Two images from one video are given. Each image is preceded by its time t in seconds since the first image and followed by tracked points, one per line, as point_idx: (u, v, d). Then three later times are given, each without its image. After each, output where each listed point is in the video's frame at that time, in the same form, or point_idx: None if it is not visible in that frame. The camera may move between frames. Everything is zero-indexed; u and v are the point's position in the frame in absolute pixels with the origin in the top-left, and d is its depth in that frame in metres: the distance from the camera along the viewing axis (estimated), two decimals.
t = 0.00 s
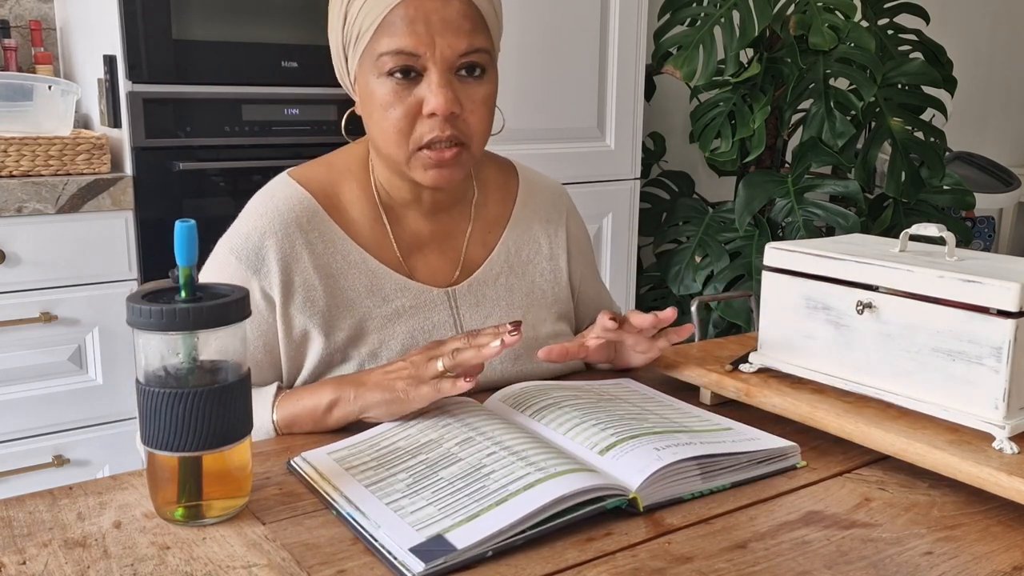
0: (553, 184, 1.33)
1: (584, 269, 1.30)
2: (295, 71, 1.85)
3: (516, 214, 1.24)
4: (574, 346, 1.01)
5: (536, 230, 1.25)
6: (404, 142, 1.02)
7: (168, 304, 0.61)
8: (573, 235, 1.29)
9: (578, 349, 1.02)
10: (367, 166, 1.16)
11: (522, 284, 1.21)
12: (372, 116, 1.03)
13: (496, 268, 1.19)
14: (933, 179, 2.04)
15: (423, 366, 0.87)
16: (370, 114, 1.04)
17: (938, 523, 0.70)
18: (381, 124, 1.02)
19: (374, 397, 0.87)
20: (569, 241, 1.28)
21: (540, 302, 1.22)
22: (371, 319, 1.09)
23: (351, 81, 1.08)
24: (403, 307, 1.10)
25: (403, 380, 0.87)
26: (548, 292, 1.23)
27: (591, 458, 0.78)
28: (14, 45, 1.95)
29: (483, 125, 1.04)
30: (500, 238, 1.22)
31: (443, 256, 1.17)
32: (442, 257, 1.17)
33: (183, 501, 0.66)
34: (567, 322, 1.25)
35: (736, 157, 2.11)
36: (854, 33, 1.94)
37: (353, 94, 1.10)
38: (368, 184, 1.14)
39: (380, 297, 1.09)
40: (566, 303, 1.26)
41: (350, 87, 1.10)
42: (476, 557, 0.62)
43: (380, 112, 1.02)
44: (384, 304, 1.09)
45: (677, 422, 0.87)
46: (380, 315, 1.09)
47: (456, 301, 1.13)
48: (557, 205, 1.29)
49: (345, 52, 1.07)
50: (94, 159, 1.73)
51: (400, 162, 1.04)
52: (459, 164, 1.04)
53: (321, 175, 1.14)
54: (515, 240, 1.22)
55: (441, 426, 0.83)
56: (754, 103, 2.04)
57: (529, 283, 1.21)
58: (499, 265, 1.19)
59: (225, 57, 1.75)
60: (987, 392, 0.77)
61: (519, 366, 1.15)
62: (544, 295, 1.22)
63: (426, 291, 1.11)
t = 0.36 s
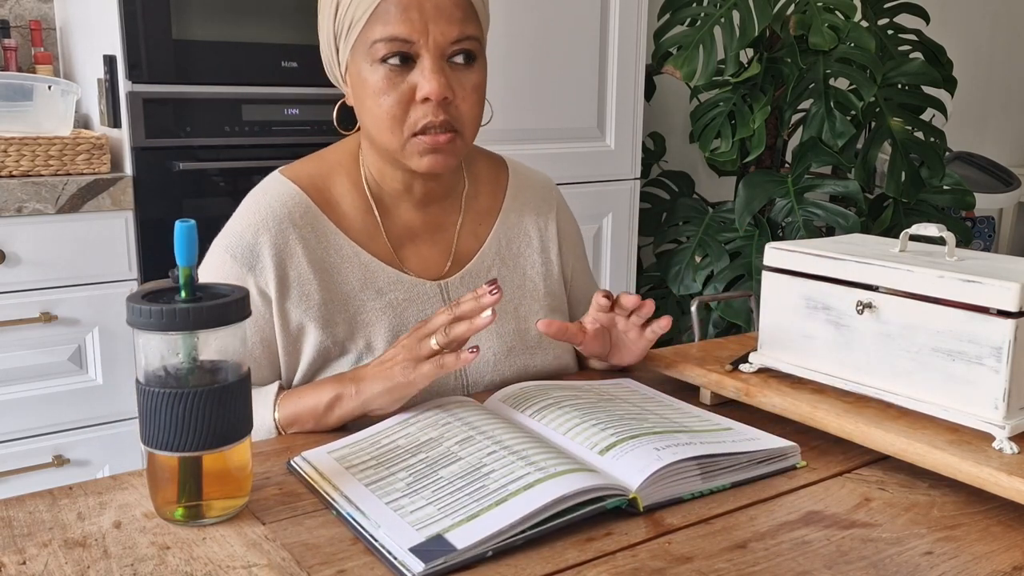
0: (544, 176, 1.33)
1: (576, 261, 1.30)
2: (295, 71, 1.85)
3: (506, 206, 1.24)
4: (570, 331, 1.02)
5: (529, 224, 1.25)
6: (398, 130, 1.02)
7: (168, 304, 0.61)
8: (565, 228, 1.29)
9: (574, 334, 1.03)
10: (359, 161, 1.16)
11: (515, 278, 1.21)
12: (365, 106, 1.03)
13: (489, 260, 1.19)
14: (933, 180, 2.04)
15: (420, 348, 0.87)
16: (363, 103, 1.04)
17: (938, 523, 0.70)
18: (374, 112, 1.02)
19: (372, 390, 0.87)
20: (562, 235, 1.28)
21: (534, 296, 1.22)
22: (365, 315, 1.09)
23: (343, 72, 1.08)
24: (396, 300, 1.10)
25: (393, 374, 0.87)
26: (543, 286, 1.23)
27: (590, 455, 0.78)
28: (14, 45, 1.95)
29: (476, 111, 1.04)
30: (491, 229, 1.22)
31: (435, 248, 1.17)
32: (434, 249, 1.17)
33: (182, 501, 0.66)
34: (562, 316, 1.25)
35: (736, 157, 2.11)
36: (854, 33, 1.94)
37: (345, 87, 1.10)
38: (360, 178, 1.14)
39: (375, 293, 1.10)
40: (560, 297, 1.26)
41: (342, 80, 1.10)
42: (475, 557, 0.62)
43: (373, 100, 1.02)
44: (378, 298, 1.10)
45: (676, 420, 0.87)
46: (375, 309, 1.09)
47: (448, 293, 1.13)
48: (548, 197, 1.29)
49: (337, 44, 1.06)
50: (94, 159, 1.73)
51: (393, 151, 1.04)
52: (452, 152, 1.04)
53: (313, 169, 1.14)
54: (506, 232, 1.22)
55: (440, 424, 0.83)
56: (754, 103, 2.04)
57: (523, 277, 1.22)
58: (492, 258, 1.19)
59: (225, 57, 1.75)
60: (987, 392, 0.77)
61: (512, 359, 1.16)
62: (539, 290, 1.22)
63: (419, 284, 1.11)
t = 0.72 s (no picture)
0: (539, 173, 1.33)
1: (574, 260, 1.30)
2: (295, 71, 1.85)
3: (505, 205, 1.24)
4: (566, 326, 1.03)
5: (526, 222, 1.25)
6: (399, 127, 1.02)
7: (168, 304, 0.61)
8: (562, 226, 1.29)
9: (574, 333, 1.02)
10: (358, 160, 1.16)
11: (513, 276, 1.21)
12: (366, 103, 1.03)
13: (488, 259, 1.19)
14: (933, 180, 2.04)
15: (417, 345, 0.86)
16: (364, 100, 1.04)
17: (938, 523, 0.70)
18: (376, 109, 1.02)
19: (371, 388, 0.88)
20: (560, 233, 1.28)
21: (532, 294, 1.22)
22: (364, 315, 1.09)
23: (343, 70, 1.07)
24: (396, 298, 1.10)
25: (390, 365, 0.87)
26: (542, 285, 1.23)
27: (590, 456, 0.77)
28: (14, 45, 1.95)
29: (476, 109, 1.04)
30: (490, 228, 1.22)
31: (434, 247, 1.17)
32: (433, 248, 1.17)
33: (182, 501, 0.66)
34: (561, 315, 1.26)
35: (736, 157, 2.11)
36: (854, 33, 1.94)
37: (346, 85, 1.09)
38: (360, 177, 1.14)
39: (374, 291, 1.10)
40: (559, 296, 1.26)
41: (342, 78, 1.09)
42: (476, 557, 0.62)
43: (375, 97, 1.02)
44: (377, 297, 1.10)
45: (677, 421, 0.87)
46: (374, 306, 1.09)
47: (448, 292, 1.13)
48: (545, 196, 1.29)
49: (337, 42, 1.06)
50: (94, 159, 1.73)
51: (394, 148, 1.04)
52: (452, 149, 1.04)
53: (312, 169, 1.14)
54: (503, 232, 1.22)
55: (441, 424, 0.82)
56: (754, 103, 2.04)
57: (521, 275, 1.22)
58: (490, 257, 1.20)
59: (225, 57, 1.75)
60: (987, 392, 0.77)
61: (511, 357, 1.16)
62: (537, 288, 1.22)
63: (417, 283, 1.11)
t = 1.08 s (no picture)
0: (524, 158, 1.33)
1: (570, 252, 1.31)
2: (295, 72, 1.85)
3: (495, 195, 1.24)
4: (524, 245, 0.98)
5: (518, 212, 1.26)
6: (398, 121, 1.02)
7: (168, 304, 0.61)
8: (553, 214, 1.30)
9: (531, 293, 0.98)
10: (355, 153, 1.16)
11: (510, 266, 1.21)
12: (367, 98, 1.03)
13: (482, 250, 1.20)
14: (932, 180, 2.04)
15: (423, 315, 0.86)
16: (364, 93, 1.04)
17: (938, 523, 0.70)
18: (376, 103, 1.02)
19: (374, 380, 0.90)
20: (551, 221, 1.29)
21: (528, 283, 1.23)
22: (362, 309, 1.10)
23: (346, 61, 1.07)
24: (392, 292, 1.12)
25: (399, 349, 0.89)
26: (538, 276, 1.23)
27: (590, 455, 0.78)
28: (14, 45, 1.95)
29: (477, 107, 1.04)
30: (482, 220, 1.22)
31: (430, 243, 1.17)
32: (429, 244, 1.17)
33: (183, 501, 0.66)
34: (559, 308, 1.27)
35: (736, 156, 2.11)
36: (854, 33, 1.94)
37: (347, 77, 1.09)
38: (357, 171, 1.14)
39: (372, 286, 1.11)
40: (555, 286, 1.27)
41: (343, 71, 1.09)
42: (476, 557, 0.62)
43: (376, 90, 1.02)
44: (374, 287, 1.11)
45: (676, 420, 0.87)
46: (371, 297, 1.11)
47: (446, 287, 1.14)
48: (536, 182, 1.29)
49: (342, 33, 1.06)
50: (94, 159, 1.73)
51: (393, 142, 1.04)
52: (450, 145, 1.05)
53: (309, 162, 1.14)
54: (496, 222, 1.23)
55: (441, 424, 0.82)
56: (754, 103, 2.04)
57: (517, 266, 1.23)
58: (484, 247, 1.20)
59: (225, 58, 1.75)
60: (987, 392, 0.77)
61: (509, 355, 1.19)
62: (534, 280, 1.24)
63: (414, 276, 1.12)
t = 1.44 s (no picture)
0: (533, 162, 1.32)
1: (576, 255, 1.31)
2: (294, 71, 1.85)
3: (502, 203, 1.25)
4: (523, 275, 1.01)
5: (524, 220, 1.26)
6: (407, 128, 1.02)
7: (168, 304, 0.61)
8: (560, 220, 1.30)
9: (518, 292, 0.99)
10: (362, 159, 1.16)
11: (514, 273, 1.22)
12: (375, 104, 1.03)
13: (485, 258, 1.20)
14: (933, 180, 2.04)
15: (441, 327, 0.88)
16: (373, 100, 1.04)
17: (938, 523, 0.70)
18: (384, 109, 1.02)
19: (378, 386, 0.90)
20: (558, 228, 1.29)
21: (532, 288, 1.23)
22: (364, 316, 1.10)
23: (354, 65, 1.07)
24: (395, 300, 1.12)
25: (408, 353, 0.90)
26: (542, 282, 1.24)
27: (590, 456, 0.77)
28: (14, 45, 1.95)
29: (488, 116, 1.04)
30: (488, 228, 1.22)
31: (435, 250, 1.17)
32: (434, 250, 1.17)
33: (182, 501, 0.66)
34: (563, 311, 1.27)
35: (736, 157, 2.11)
36: (854, 33, 1.94)
37: (355, 82, 1.09)
38: (363, 177, 1.14)
39: (375, 293, 1.11)
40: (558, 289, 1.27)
41: (350, 74, 1.10)
42: (476, 558, 0.62)
43: (385, 97, 1.02)
44: (378, 298, 1.11)
45: (677, 421, 0.87)
46: (373, 310, 1.11)
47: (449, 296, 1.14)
48: (543, 188, 1.29)
49: (350, 38, 1.06)
50: (94, 159, 1.73)
51: (401, 149, 1.04)
52: (460, 155, 1.04)
53: (315, 168, 1.14)
54: (502, 229, 1.24)
55: (441, 424, 0.82)
56: (754, 103, 2.04)
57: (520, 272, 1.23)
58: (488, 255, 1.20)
59: (225, 57, 1.75)
60: (987, 392, 0.77)
61: (511, 360, 1.20)
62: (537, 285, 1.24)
63: (417, 285, 1.12)
